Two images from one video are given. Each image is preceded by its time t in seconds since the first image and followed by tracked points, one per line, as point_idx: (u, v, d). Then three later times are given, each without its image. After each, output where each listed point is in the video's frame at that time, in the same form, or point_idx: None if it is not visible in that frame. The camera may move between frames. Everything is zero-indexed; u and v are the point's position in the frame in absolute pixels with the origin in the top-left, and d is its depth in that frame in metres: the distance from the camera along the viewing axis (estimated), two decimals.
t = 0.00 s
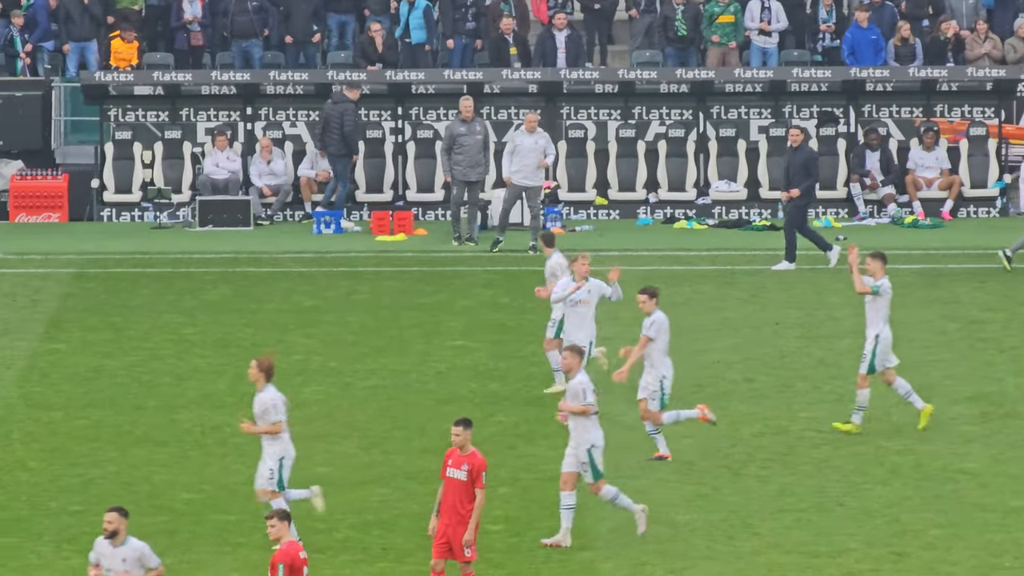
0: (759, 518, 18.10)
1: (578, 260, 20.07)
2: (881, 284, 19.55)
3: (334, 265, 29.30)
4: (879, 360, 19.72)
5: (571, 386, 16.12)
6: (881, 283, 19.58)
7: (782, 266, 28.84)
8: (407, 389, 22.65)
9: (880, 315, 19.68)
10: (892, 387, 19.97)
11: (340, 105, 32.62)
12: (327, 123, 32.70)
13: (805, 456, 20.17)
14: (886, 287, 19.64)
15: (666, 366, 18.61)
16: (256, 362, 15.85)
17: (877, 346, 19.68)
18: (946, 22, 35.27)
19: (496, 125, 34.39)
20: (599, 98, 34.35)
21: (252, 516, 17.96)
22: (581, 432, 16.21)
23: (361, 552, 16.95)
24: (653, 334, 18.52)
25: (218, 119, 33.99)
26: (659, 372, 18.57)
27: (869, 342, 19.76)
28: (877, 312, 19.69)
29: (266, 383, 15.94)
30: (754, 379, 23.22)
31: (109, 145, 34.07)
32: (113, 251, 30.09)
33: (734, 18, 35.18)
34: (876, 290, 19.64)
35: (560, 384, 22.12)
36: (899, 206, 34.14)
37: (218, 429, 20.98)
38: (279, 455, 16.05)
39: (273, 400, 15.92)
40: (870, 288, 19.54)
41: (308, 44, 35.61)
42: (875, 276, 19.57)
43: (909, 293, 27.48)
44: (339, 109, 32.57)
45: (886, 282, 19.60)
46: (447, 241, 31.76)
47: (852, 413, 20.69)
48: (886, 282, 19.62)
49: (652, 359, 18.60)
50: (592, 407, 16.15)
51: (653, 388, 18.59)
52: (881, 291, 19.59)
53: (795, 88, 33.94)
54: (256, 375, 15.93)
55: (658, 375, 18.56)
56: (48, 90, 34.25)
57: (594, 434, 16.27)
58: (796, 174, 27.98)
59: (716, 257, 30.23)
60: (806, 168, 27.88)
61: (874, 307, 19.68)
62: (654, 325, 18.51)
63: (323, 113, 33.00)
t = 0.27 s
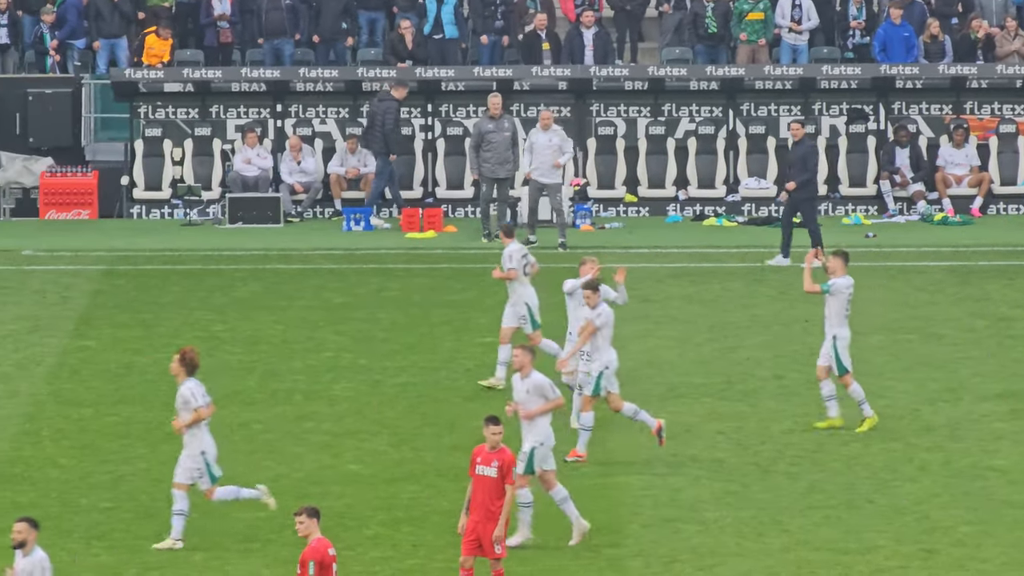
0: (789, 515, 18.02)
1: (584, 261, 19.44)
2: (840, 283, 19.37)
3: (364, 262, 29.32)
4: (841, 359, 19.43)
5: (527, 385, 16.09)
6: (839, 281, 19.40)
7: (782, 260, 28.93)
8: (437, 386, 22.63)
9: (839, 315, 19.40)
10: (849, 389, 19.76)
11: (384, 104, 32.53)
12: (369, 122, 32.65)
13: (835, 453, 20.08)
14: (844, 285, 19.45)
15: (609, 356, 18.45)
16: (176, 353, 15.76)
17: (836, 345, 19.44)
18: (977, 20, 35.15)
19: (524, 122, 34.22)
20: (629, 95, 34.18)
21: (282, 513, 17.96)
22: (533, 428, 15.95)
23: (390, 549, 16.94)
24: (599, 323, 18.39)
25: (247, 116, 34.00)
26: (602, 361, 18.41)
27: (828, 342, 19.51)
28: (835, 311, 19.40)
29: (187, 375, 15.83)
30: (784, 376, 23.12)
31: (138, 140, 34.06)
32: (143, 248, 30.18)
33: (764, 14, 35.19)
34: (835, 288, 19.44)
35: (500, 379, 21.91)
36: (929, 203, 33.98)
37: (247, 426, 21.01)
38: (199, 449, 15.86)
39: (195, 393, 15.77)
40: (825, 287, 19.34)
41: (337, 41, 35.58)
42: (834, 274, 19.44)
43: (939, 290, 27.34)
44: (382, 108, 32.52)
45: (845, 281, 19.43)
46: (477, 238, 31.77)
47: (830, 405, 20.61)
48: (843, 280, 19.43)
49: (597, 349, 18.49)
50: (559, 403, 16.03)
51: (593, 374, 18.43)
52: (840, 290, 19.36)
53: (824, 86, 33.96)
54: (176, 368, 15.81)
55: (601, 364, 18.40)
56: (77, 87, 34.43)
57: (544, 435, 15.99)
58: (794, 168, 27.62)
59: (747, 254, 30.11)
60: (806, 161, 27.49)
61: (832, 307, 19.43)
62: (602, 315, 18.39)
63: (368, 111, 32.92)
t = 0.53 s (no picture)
0: (819, 514, 17.91)
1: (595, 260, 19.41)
2: (809, 288, 19.41)
3: (396, 260, 29.31)
4: (802, 368, 19.48)
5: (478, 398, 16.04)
6: (807, 289, 19.43)
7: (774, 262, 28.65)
8: (468, 385, 22.59)
9: (805, 322, 19.47)
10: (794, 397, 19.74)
11: (434, 101, 32.45)
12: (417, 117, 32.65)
13: (866, 453, 19.95)
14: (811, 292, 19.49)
15: (558, 354, 18.69)
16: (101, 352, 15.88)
17: (801, 352, 19.47)
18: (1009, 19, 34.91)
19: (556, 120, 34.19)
20: (661, 93, 34.16)
21: (312, 511, 17.96)
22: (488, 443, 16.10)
23: (421, 547, 16.91)
24: (539, 326, 18.76)
25: (279, 114, 34.13)
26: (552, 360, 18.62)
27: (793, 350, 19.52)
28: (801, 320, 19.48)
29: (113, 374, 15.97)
30: (815, 376, 23.00)
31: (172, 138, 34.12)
32: (174, 246, 30.23)
33: (796, 13, 34.99)
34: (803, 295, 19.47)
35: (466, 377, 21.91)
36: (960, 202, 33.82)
37: (279, 424, 21.01)
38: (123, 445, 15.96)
39: (121, 390, 15.97)
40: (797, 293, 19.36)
41: (369, 39, 35.67)
42: (802, 281, 19.43)
43: (971, 289, 27.16)
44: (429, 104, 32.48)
45: (812, 287, 19.47)
46: (508, 237, 31.68)
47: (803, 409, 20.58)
48: (811, 287, 19.47)
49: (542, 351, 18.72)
50: (489, 425, 15.88)
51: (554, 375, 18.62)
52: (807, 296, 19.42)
53: (856, 84, 33.81)
54: (102, 367, 15.91)
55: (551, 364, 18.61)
56: (109, 85, 34.45)
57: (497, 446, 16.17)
58: (794, 169, 27.13)
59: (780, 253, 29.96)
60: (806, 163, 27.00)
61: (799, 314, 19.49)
62: (540, 317, 18.74)
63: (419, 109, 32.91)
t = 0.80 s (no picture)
0: (852, 515, 17.82)
1: (602, 268, 18.92)
2: (780, 287, 19.28)
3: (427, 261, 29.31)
4: (770, 364, 19.24)
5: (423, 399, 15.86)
6: (778, 288, 19.28)
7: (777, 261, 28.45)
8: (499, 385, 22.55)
9: (777, 321, 19.27)
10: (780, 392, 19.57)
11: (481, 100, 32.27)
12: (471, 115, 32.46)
13: (898, 454, 19.84)
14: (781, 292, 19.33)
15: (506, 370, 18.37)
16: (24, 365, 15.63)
17: (772, 349, 19.20)
18: None
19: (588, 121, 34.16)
20: (692, 94, 34.14)
21: (343, 512, 17.95)
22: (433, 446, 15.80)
23: (453, 548, 16.89)
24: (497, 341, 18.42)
25: (310, 116, 34.16)
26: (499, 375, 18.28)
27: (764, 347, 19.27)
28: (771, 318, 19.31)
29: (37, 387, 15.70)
30: (847, 377, 22.88)
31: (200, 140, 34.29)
32: (205, 247, 30.28)
33: (827, 14, 34.92)
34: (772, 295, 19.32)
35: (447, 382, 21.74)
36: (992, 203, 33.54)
37: (310, 425, 21.03)
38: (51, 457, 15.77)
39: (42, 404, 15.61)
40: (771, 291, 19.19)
41: (400, 39, 35.62)
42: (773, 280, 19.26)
43: (1003, 291, 26.99)
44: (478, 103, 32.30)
45: (781, 287, 19.32)
46: (540, 238, 31.64)
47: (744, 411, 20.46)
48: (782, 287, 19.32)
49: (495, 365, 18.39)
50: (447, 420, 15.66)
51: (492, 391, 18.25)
52: (778, 294, 19.27)
53: (887, 85, 33.96)
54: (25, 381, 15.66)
55: (499, 377, 18.26)
56: (141, 86, 34.56)
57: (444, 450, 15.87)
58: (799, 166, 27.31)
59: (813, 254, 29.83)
60: (811, 161, 27.18)
61: (768, 313, 19.32)
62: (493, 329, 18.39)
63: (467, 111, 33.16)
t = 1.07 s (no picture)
0: (869, 520, 17.75)
1: (602, 271, 18.59)
2: (743, 288, 19.05)
3: (444, 265, 29.29)
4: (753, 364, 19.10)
5: (361, 399, 15.60)
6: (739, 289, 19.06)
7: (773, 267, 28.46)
8: (517, 390, 22.53)
9: (743, 323, 19.07)
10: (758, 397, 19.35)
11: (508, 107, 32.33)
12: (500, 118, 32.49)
13: (916, 459, 19.76)
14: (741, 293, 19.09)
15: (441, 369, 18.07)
16: None
17: (744, 350, 19.07)
18: None
19: (605, 126, 34.14)
20: (710, 98, 34.07)
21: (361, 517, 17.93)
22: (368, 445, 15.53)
23: (470, 552, 16.86)
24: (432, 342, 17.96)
25: (328, 120, 34.23)
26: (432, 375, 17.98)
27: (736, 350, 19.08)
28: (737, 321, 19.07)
29: None
30: (865, 381, 22.80)
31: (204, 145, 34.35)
32: (223, 252, 30.31)
33: (846, 18, 34.81)
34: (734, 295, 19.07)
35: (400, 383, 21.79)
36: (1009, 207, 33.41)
37: (327, 429, 21.02)
38: None
39: None
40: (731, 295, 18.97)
41: (418, 44, 35.59)
42: (734, 282, 19.02)
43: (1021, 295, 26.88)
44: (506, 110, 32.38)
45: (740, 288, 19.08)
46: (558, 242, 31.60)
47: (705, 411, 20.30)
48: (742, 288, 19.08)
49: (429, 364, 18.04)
50: None
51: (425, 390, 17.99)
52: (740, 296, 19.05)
53: (905, 89, 33.68)
54: None
55: (431, 376, 17.97)
56: (159, 90, 34.67)
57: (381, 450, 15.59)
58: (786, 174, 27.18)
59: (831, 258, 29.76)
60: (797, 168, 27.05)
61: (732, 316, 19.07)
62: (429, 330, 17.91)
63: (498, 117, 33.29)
